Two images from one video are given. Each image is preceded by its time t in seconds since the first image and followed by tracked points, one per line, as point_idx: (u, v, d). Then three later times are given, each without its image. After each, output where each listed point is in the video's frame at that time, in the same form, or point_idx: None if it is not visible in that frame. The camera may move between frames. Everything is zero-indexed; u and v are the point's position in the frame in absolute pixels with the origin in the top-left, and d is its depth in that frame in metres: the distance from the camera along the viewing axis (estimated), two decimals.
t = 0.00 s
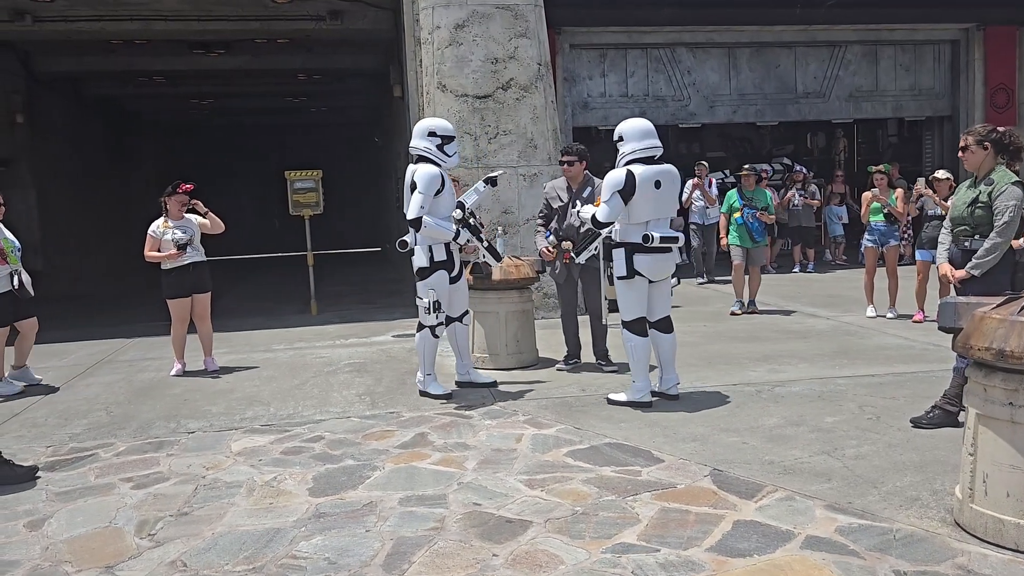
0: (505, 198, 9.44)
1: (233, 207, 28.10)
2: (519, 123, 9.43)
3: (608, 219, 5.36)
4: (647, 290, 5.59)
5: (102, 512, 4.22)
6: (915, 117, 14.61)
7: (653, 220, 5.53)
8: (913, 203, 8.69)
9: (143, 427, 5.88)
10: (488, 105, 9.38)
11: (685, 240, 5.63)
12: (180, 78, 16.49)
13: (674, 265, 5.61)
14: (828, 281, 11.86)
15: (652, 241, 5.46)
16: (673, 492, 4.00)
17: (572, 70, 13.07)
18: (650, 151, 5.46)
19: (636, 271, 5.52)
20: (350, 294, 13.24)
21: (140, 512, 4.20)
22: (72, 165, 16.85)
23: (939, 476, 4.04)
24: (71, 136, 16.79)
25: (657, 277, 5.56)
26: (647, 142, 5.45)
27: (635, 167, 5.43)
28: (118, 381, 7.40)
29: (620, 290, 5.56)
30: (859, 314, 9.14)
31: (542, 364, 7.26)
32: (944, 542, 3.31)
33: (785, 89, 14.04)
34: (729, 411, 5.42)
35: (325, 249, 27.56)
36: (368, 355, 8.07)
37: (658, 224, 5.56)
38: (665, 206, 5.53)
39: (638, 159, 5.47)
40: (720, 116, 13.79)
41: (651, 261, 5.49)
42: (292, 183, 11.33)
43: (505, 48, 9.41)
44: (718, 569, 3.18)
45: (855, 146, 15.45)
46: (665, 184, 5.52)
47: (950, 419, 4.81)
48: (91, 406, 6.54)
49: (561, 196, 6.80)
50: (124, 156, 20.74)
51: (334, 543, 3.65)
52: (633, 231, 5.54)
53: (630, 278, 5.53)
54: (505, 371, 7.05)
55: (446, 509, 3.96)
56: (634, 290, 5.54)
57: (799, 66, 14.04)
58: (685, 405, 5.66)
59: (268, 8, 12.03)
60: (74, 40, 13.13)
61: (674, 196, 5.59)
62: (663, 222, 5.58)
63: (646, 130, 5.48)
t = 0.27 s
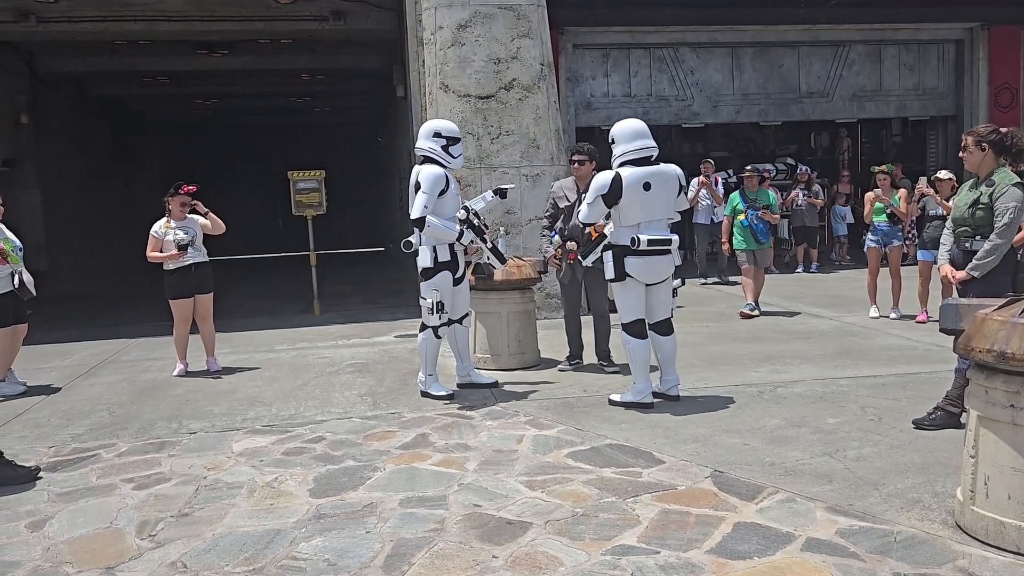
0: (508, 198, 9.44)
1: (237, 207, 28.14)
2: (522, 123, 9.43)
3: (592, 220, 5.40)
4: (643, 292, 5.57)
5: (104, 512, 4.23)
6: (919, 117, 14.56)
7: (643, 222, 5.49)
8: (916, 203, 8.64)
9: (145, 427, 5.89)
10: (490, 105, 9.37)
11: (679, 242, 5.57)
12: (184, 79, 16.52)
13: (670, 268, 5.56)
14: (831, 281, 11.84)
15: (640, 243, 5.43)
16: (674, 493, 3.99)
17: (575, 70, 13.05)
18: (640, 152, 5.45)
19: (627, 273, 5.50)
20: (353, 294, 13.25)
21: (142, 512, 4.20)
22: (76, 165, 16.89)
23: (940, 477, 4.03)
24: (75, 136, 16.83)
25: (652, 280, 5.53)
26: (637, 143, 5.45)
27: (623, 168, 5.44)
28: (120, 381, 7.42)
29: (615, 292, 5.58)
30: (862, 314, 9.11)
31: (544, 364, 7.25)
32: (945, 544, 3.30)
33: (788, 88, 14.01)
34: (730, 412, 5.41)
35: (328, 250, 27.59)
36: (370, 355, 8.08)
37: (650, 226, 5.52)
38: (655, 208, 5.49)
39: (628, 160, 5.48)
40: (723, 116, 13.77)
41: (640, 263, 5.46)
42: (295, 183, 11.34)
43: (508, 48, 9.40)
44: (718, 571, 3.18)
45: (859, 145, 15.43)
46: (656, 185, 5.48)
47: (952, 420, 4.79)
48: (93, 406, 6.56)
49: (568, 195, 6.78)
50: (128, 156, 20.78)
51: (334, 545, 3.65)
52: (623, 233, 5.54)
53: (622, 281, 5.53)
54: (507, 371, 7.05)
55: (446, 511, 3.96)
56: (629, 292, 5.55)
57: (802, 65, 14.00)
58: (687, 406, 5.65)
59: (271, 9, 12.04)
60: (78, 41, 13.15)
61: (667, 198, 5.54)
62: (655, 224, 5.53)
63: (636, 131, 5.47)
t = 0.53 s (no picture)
0: (510, 198, 9.44)
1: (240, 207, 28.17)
2: (524, 123, 9.42)
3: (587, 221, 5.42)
4: (644, 293, 5.56)
5: (104, 511, 4.24)
6: (923, 116, 14.51)
7: (640, 222, 5.48)
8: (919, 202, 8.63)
9: (147, 426, 5.90)
10: (493, 105, 9.37)
11: (679, 242, 5.53)
12: (188, 79, 16.55)
13: (670, 269, 5.53)
14: (835, 281, 11.81)
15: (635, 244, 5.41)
16: (674, 494, 3.99)
17: (578, 69, 13.03)
18: (636, 153, 5.44)
19: (624, 274, 5.49)
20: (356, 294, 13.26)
21: (142, 512, 4.21)
22: (80, 165, 16.93)
23: (942, 478, 4.01)
24: (79, 136, 16.86)
25: (650, 281, 5.51)
26: (633, 144, 5.44)
27: (618, 170, 5.44)
28: (123, 380, 7.43)
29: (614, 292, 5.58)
30: (865, 314, 9.09)
31: (545, 364, 7.25)
32: (945, 545, 3.29)
33: (792, 88, 13.98)
34: (731, 412, 5.40)
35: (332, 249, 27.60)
36: (372, 355, 8.08)
37: (647, 227, 5.49)
38: (652, 208, 5.46)
39: (624, 161, 5.47)
40: (727, 116, 13.75)
41: (638, 263, 5.45)
42: (297, 182, 11.35)
43: (510, 48, 9.39)
44: (717, 571, 3.17)
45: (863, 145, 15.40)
46: (652, 185, 5.45)
47: (954, 420, 4.78)
48: (95, 405, 6.57)
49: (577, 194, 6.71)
50: (132, 155, 20.82)
51: (333, 545, 3.65)
52: (621, 234, 5.54)
53: (620, 281, 5.53)
54: (508, 371, 7.05)
55: (446, 510, 3.96)
56: (628, 293, 5.54)
57: (806, 65, 13.97)
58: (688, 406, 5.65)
59: (274, 8, 12.04)
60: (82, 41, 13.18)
61: (665, 198, 5.50)
62: (653, 224, 5.50)
63: (632, 132, 5.46)
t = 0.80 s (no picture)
0: (512, 197, 9.43)
1: (244, 207, 28.18)
2: (526, 123, 9.42)
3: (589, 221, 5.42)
4: (646, 292, 5.55)
5: (105, 510, 4.25)
6: (927, 115, 14.47)
7: (642, 222, 5.46)
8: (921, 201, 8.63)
9: (148, 425, 5.92)
10: (495, 104, 9.37)
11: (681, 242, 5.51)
12: (191, 78, 16.57)
13: (672, 268, 5.51)
14: (838, 280, 11.78)
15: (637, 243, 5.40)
16: (674, 493, 3.98)
17: (580, 68, 13.02)
18: (637, 152, 5.45)
19: (627, 273, 5.49)
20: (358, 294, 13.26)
21: (142, 511, 4.22)
22: (84, 165, 16.96)
23: (942, 478, 4.00)
24: (82, 136, 16.90)
25: (653, 281, 5.49)
26: (633, 143, 5.44)
27: (619, 169, 5.44)
28: (125, 379, 7.45)
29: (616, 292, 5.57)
30: (867, 313, 9.06)
31: (546, 364, 7.23)
32: (944, 545, 3.28)
33: (794, 87, 13.95)
34: (732, 411, 5.40)
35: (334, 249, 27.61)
36: (374, 354, 8.08)
37: (649, 226, 5.48)
38: (654, 207, 5.45)
39: (625, 160, 5.47)
40: (729, 115, 13.73)
41: (640, 262, 5.44)
42: (300, 182, 11.36)
43: (512, 47, 9.39)
44: (716, 571, 3.17)
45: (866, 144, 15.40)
46: (655, 184, 5.44)
47: (956, 420, 4.77)
48: (96, 404, 6.59)
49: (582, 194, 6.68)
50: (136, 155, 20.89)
51: (332, 544, 3.65)
52: (624, 233, 5.54)
53: (623, 281, 5.52)
54: (509, 370, 7.04)
55: (445, 510, 3.96)
56: (631, 292, 5.53)
57: (809, 64, 13.95)
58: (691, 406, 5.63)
59: (276, 8, 12.05)
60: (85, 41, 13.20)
61: (667, 197, 5.49)
62: (655, 223, 5.48)
63: (634, 131, 5.47)
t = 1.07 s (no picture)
0: (514, 197, 9.43)
1: (247, 207, 28.21)
2: (528, 122, 9.41)
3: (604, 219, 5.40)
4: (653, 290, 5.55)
5: (105, 509, 4.25)
6: (930, 114, 14.44)
7: (654, 221, 5.46)
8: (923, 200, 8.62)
9: (150, 425, 5.92)
10: (497, 104, 9.36)
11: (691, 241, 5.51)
12: (194, 78, 16.59)
13: (681, 267, 5.52)
14: (840, 280, 11.76)
15: (650, 241, 5.40)
16: (674, 493, 3.98)
17: (582, 68, 13.01)
18: (650, 152, 5.42)
19: (636, 271, 5.49)
20: (360, 293, 13.26)
21: (143, 510, 4.22)
22: (87, 165, 16.98)
23: (943, 478, 3.99)
24: (85, 136, 16.93)
25: (662, 278, 5.50)
26: (647, 143, 5.41)
27: (633, 167, 5.41)
28: (127, 379, 7.46)
29: (623, 290, 5.56)
30: (870, 313, 9.04)
31: (547, 364, 7.23)
32: (945, 545, 3.27)
33: (797, 86, 13.93)
34: (734, 411, 5.39)
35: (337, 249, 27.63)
36: (376, 354, 8.09)
37: (660, 225, 5.48)
38: (666, 207, 5.45)
39: (638, 159, 5.44)
40: (732, 114, 13.71)
41: (650, 261, 5.44)
42: (302, 181, 11.37)
43: (514, 47, 9.38)
44: (715, 570, 3.16)
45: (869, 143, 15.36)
46: (668, 183, 5.43)
47: (957, 420, 4.76)
48: (98, 404, 6.60)
49: (581, 195, 6.67)
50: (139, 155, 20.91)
51: (332, 543, 3.65)
52: (634, 231, 5.52)
53: (631, 278, 5.51)
54: (510, 370, 7.04)
55: (446, 509, 3.95)
56: (638, 290, 5.52)
57: (811, 63, 13.93)
58: (694, 405, 5.63)
59: (279, 8, 12.06)
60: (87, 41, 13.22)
61: (679, 197, 5.49)
62: (666, 223, 5.49)
63: (647, 130, 5.43)
